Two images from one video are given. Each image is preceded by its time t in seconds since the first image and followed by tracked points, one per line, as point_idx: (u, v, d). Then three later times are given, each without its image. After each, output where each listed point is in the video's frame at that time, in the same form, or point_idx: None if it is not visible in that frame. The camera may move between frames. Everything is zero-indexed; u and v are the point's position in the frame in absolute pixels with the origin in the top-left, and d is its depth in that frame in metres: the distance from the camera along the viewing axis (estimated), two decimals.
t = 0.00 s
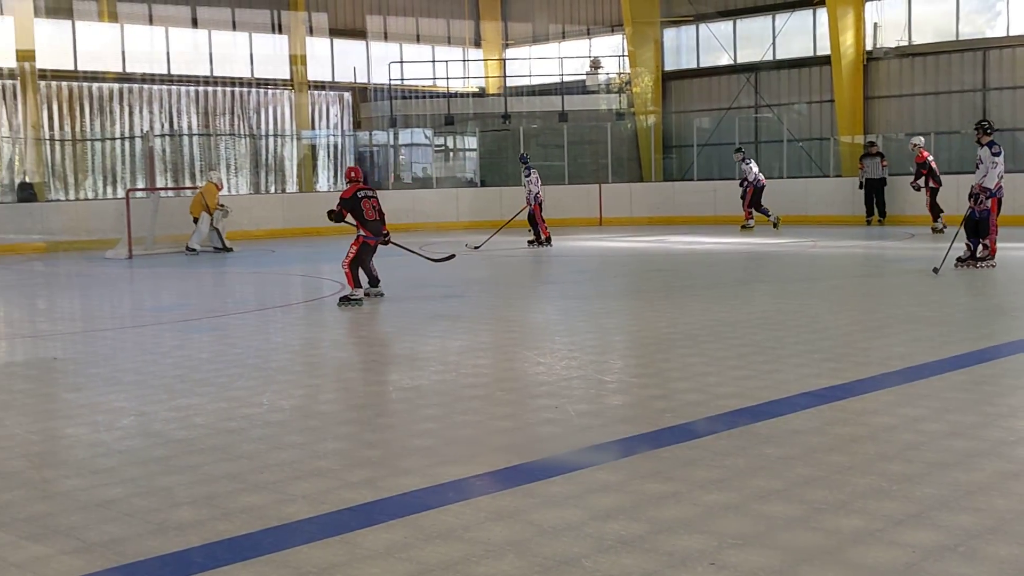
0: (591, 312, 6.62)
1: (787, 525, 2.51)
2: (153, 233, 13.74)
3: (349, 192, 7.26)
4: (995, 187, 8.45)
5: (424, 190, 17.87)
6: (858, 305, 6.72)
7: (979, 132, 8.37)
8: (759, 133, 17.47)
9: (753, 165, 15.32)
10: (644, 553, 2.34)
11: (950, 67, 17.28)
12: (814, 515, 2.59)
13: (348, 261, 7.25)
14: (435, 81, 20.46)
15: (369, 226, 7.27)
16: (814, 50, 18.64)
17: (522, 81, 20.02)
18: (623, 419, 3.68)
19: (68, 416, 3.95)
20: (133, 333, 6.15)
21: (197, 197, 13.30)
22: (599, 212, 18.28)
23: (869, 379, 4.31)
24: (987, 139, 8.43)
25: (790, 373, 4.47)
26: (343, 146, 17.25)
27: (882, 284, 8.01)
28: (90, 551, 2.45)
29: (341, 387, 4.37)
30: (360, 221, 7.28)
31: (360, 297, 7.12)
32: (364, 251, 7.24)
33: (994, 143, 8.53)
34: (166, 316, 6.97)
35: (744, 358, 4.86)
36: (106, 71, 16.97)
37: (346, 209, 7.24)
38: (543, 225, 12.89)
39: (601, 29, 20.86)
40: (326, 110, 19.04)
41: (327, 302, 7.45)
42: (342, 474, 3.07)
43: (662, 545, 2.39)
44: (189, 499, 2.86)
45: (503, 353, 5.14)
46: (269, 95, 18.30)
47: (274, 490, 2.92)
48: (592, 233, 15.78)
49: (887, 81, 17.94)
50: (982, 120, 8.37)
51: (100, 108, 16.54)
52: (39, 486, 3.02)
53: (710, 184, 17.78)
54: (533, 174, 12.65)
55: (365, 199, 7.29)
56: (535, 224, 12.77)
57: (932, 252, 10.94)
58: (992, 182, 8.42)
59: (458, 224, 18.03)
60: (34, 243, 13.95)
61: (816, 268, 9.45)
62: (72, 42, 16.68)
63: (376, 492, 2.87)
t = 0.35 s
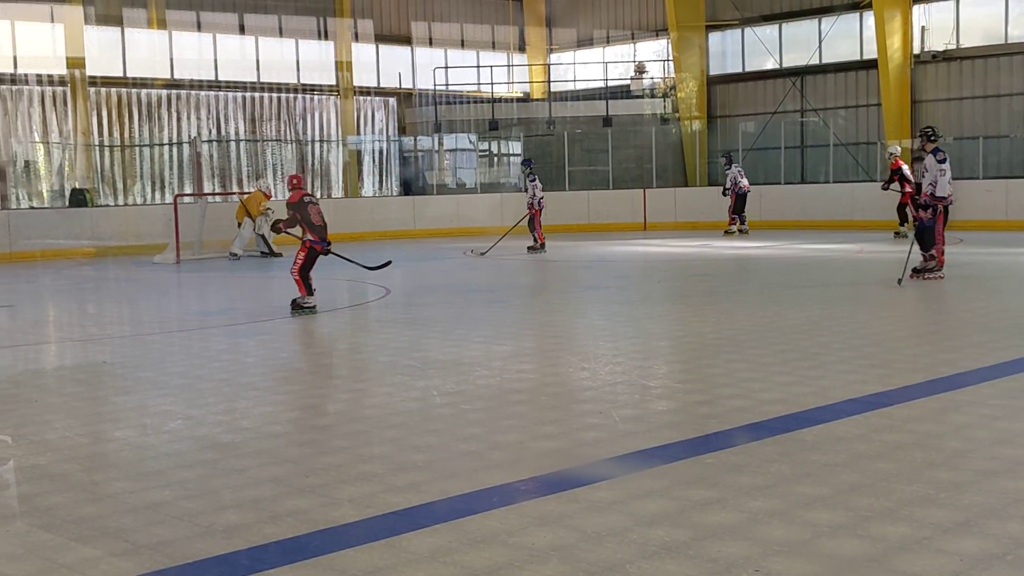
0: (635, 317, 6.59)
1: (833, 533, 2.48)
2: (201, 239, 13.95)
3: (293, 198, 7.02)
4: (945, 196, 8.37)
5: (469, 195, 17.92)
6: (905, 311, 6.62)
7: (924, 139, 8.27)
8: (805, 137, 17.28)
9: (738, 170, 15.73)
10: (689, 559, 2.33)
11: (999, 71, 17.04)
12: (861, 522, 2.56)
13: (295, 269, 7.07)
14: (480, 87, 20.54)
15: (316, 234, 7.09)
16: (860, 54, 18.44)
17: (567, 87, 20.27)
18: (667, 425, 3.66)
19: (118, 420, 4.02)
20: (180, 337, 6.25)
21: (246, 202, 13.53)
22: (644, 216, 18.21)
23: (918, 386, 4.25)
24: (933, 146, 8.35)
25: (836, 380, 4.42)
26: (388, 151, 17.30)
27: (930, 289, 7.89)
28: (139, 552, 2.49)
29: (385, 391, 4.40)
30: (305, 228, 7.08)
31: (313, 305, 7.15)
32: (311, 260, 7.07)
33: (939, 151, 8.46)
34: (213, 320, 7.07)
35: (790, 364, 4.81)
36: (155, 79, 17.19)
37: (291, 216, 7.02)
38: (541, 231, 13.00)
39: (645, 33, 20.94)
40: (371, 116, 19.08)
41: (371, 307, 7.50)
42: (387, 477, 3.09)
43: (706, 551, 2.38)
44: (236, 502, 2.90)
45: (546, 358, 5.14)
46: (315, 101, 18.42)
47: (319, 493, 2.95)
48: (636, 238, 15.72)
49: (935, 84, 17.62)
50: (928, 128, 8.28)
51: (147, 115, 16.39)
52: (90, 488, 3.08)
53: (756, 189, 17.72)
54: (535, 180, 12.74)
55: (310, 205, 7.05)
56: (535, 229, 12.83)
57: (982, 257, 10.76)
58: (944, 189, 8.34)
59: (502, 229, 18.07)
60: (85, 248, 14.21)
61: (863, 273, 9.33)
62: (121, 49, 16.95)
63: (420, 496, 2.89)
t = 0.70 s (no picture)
0: (662, 317, 6.58)
1: (860, 533, 2.47)
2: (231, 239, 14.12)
3: (227, 197, 7.12)
4: (866, 199, 7.93)
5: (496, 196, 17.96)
6: (934, 311, 6.57)
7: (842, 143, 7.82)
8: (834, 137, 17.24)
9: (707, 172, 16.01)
10: (716, 559, 2.33)
11: None
12: (889, 523, 2.55)
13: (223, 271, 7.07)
14: (507, 87, 20.58)
15: (247, 235, 7.17)
16: (888, 53, 18.24)
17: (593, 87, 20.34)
18: (694, 425, 3.66)
19: (148, 418, 4.07)
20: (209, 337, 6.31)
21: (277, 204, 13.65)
22: (670, 217, 18.25)
23: (947, 386, 4.21)
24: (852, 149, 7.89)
25: (864, 380, 4.39)
26: (415, 151, 17.36)
27: (960, 288, 7.82)
28: (169, 550, 2.52)
29: (411, 391, 4.42)
30: (235, 228, 7.15)
31: (238, 311, 7.10)
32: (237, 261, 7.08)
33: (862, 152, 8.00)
34: (242, 319, 7.13)
35: (817, 364, 4.79)
36: (185, 80, 17.29)
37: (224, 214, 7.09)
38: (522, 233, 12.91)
39: (672, 32, 20.87)
40: (398, 117, 19.27)
41: (398, 306, 7.54)
42: (414, 476, 3.11)
43: (734, 552, 2.38)
44: (265, 500, 2.92)
45: (573, 357, 5.14)
46: (343, 102, 18.52)
47: (347, 492, 2.97)
48: (662, 239, 15.69)
49: (964, 83, 17.45)
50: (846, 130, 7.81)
51: (177, 116, 16.70)
52: (120, 487, 3.11)
53: (782, 188, 17.58)
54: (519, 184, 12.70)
55: (242, 206, 7.16)
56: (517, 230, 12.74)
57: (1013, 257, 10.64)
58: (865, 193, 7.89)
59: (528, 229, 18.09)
60: (114, 248, 14.39)
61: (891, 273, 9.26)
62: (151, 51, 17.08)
63: (447, 495, 2.90)
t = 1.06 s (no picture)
0: (678, 315, 6.57)
1: (877, 532, 2.47)
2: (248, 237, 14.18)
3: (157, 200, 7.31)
4: (767, 201, 7.72)
5: (511, 194, 18.00)
6: (951, 309, 6.54)
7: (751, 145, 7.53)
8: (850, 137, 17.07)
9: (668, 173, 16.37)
10: (732, 557, 2.33)
11: None
12: (906, 521, 2.54)
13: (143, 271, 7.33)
14: (522, 86, 20.64)
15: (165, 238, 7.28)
16: (906, 51, 18.14)
17: (610, 85, 20.20)
18: (710, 423, 3.66)
19: (167, 416, 4.10)
20: (227, 335, 6.34)
21: (295, 204, 13.63)
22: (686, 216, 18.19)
23: (964, 385, 4.19)
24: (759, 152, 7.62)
25: (880, 378, 4.38)
26: (432, 150, 17.54)
27: (977, 287, 7.78)
28: (187, 547, 2.54)
29: (428, 389, 4.44)
30: (161, 231, 7.32)
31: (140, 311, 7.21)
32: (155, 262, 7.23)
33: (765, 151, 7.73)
34: (259, 318, 7.17)
35: (834, 363, 4.78)
36: (201, 79, 17.38)
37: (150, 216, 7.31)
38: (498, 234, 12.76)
39: (688, 31, 20.84)
40: (415, 116, 19.24)
41: (414, 305, 7.56)
42: (430, 474, 3.12)
43: (750, 550, 2.37)
44: (282, 498, 2.94)
45: (588, 356, 5.15)
46: (360, 101, 18.53)
47: (363, 490, 2.98)
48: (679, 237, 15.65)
49: (982, 81, 17.32)
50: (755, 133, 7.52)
51: (193, 115, 16.72)
52: (137, 484, 3.14)
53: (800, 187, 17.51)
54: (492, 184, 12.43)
55: (168, 210, 7.26)
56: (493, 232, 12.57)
57: None
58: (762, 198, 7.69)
59: (544, 228, 18.07)
60: (132, 248, 14.17)
61: (908, 272, 9.21)
62: (168, 50, 17.16)
63: (463, 493, 2.91)
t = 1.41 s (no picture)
0: (690, 315, 6.56)
1: (889, 532, 2.46)
2: (260, 236, 14.24)
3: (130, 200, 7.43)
4: (656, 204, 7.67)
5: (523, 193, 17.93)
6: (964, 309, 6.51)
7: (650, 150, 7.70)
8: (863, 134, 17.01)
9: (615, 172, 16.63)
10: (744, 557, 2.33)
11: None
12: (919, 521, 2.53)
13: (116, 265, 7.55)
14: (533, 85, 20.63)
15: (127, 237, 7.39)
16: (918, 49, 18.07)
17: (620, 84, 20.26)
18: (721, 423, 3.65)
19: (180, 415, 4.12)
20: (240, 334, 6.36)
21: (310, 203, 13.67)
22: (698, 215, 18.08)
23: (978, 385, 4.17)
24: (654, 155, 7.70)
25: (893, 378, 4.37)
26: (443, 149, 17.43)
27: (990, 287, 7.74)
28: (199, 545, 2.55)
29: (439, 388, 4.44)
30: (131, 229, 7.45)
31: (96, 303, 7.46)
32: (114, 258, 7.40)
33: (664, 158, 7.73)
34: (271, 317, 7.18)
35: (846, 363, 4.77)
36: (213, 79, 17.42)
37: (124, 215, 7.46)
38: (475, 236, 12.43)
39: (700, 30, 20.81)
40: (426, 115, 19.12)
41: (426, 305, 7.57)
42: (441, 473, 3.12)
43: (761, 550, 2.37)
44: (294, 496, 2.95)
45: (600, 355, 5.15)
46: (371, 100, 18.57)
47: (374, 488, 2.99)
48: (690, 236, 15.59)
49: (995, 79, 17.21)
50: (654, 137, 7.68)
51: (207, 115, 16.75)
52: (150, 482, 3.15)
53: (812, 185, 17.46)
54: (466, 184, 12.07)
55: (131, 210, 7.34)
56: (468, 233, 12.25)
57: None
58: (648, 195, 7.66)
59: (555, 227, 18.10)
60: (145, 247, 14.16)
61: (920, 271, 9.17)
62: (181, 50, 17.22)
63: (474, 492, 2.91)
